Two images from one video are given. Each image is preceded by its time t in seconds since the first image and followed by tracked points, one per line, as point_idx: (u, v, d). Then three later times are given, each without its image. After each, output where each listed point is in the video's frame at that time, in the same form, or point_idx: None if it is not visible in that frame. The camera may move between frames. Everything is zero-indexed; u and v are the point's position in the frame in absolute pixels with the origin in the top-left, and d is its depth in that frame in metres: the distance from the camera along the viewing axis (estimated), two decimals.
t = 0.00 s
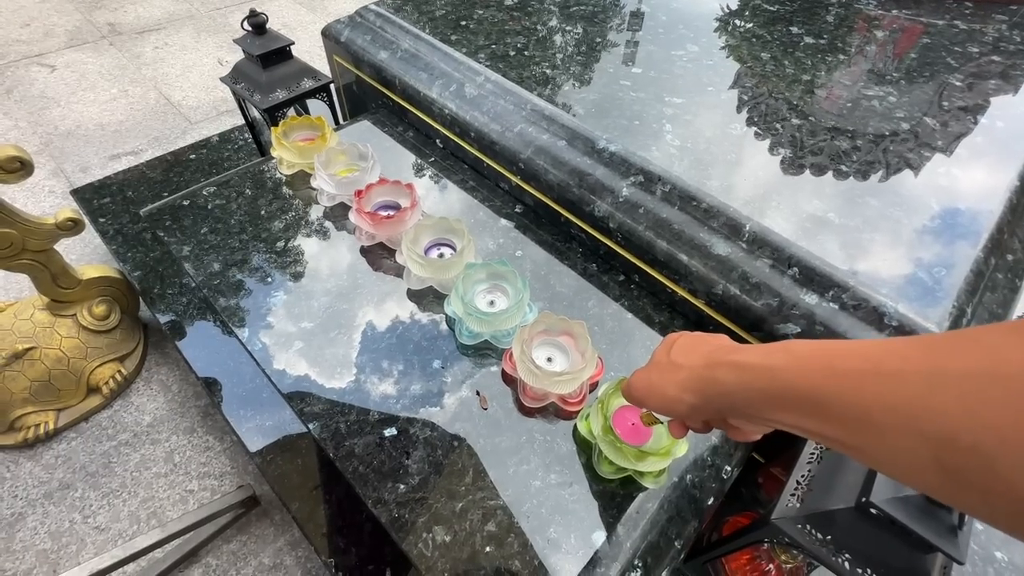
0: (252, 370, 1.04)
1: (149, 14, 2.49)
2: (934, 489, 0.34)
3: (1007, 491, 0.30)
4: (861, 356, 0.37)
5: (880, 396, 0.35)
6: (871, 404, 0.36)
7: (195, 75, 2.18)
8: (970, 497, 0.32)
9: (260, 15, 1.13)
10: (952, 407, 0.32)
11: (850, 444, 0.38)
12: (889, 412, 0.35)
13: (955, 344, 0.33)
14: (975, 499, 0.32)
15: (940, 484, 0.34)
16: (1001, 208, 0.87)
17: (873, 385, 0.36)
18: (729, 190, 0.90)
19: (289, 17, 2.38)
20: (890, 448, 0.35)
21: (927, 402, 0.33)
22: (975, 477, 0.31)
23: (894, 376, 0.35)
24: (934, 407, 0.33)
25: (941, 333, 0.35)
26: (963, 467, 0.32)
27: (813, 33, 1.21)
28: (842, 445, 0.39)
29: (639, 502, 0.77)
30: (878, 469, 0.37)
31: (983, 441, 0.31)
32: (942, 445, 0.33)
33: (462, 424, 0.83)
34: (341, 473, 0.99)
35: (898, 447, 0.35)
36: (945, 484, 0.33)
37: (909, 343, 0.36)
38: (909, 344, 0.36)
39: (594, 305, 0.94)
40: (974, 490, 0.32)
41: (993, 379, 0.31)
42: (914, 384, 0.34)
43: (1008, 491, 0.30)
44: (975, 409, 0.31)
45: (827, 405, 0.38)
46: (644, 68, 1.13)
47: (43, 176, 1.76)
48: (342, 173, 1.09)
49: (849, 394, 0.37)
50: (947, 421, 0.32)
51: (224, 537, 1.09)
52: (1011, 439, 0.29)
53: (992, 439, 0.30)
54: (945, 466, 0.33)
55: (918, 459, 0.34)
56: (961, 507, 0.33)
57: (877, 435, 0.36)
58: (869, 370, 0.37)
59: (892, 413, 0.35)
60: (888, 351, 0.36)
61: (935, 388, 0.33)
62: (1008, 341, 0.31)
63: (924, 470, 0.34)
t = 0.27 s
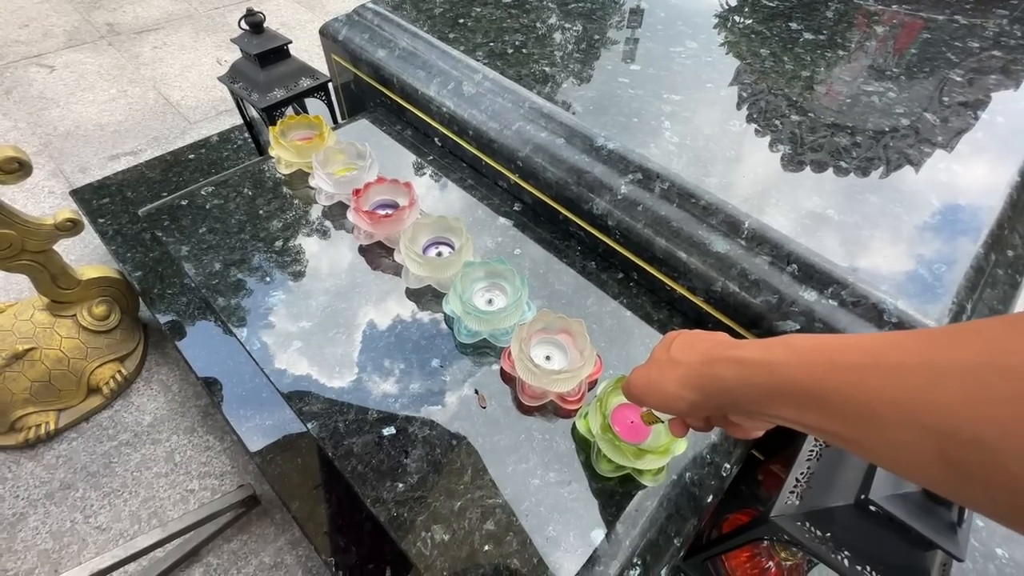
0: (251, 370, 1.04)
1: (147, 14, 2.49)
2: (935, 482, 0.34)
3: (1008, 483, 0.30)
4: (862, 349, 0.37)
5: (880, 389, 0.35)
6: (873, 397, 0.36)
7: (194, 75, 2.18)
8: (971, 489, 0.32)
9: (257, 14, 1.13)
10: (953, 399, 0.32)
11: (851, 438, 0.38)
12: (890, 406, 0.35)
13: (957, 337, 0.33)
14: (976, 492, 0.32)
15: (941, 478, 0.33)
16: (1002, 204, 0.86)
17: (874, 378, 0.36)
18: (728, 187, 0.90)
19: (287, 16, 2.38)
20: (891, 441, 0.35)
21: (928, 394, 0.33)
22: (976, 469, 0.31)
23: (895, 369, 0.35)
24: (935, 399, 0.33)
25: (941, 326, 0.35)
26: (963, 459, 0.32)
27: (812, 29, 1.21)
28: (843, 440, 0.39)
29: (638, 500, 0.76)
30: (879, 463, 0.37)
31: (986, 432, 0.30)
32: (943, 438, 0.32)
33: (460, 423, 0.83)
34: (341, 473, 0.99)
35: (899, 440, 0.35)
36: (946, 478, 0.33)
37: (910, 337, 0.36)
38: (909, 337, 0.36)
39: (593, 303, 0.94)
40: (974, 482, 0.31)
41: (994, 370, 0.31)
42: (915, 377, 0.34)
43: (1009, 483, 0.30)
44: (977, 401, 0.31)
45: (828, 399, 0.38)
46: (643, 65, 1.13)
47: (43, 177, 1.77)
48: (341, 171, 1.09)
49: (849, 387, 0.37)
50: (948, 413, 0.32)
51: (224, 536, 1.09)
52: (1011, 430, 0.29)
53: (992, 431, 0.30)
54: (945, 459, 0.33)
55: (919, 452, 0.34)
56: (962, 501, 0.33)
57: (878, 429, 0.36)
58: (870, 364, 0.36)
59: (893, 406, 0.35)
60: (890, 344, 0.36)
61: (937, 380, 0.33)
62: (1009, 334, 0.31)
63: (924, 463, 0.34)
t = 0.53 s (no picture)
0: (251, 370, 1.04)
1: (146, 14, 2.49)
2: (936, 478, 0.33)
3: (1009, 479, 0.30)
4: (863, 345, 0.37)
5: (881, 385, 0.35)
6: (874, 393, 0.36)
7: (193, 75, 2.18)
8: (973, 485, 0.32)
9: (255, 14, 1.13)
10: (954, 395, 0.32)
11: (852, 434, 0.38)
12: (891, 401, 0.35)
13: (958, 332, 0.33)
14: (977, 488, 0.31)
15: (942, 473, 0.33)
16: (1002, 201, 0.86)
17: (876, 374, 0.36)
18: (728, 186, 0.90)
19: (286, 16, 2.38)
20: (892, 437, 0.35)
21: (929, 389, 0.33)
22: (978, 465, 0.31)
23: (896, 365, 0.35)
24: (937, 395, 0.32)
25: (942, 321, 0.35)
26: (965, 455, 0.31)
27: (812, 26, 1.20)
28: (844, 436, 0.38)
29: (638, 499, 0.76)
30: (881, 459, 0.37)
31: (987, 428, 0.30)
32: (944, 433, 0.32)
33: (459, 423, 0.83)
34: (341, 473, 0.99)
35: (900, 436, 0.34)
36: (948, 473, 0.33)
37: (911, 332, 0.35)
38: (910, 332, 0.35)
39: (592, 302, 0.94)
40: (976, 478, 0.31)
41: (995, 366, 0.30)
42: (916, 373, 0.34)
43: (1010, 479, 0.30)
44: (978, 396, 0.31)
45: (829, 394, 0.38)
46: (642, 63, 1.13)
47: (42, 177, 1.77)
48: (340, 171, 1.09)
49: (851, 383, 0.37)
50: (948, 408, 0.32)
51: (224, 536, 1.09)
52: (1012, 426, 0.29)
53: (993, 427, 0.30)
54: (947, 454, 0.32)
55: (920, 448, 0.34)
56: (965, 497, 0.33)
57: (879, 424, 0.35)
58: (871, 359, 0.36)
59: (894, 401, 0.35)
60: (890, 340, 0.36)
61: (938, 376, 0.33)
62: (1010, 329, 0.31)
63: (926, 459, 0.34)
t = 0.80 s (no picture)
0: (251, 370, 1.04)
1: (145, 14, 2.49)
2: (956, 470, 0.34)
3: None
4: (881, 337, 0.37)
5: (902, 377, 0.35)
6: (895, 384, 0.36)
7: (192, 75, 2.18)
8: (998, 477, 0.32)
9: (253, 13, 1.13)
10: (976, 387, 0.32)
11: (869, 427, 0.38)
12: (911, 392, 0.35)
13: (979, 323, 0.33)
14: (1002, 480, 0.31)
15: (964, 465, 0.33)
16: (1003, 198, 0.86)
17: (894, 366, 0.36)
18: (728, 183, 0.89)
19: (285, 15, 2.37)
20: (914, 430, 0.35)
21: (950, 381, 0.33)
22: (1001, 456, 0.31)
23: (916, 356, 0.35)
24: (957, 387, 0.33)
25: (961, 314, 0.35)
26: (988, 446, 0.32)
27: (812, 23, 1.20)
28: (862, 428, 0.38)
29: (638, 497, 0.76)
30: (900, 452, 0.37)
31: (1014, 420, 0.30)
32: (966, 425, 0.32)
33: (460, 422, 0.83)
34: (342, 472, 0.99)
35: (920, 428, 0.34)
36: (968, 465, 0.33)
37: (930, 324, 0.35)
38: (928, 324, 0.36)
39: (592, 301, 0.94)
40: (1000, 470, 0.31)
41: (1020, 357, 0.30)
42: (936, 364, 0.34)
43: None
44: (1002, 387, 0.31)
45: (846, 387, 0.38)
46: (642, 61, 1.13)
47: (42, 178, 1.77)
48: (339, 170, 1.09)
49: (869, 375, 0.37)
50: (970, 400, 0.32)
51: (226, 536, 1.09)
52: None
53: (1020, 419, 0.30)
54: (968, 446, 0.32)
55: (939, 439, 0.34)
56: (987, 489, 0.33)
57: (900, 416, 0.35)
58: (891, 352, 0.36)
59: (914, 392, 0.35)
60: (909, 332, 0.36)
61: (958, 367, 0.33)
62: None
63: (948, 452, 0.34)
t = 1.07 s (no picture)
0: (251, 369, 1.04)
1: (144, 14, 2.49)
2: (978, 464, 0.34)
3: None
4: (904, 333, 0.38)
5: (926, 372, 0.36)
6: (918, 379, 0.36)
7: (192, 74, 2.18)
8: None
9: (253, 13, 1.13)
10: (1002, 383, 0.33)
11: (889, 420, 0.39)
12: (934, 387, 0.36)
13: (1005, 322, 0.34)
14: None
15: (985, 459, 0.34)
16: (1003, 196, 0.86)
17: (918, 361, 0.37)
18: (728, 182, 0.90)
19: (284, 15, 2.37)
20: (940, 425, 0.36)
21: (975, 377, 0.34)
22: None
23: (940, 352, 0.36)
24: (983, 383, 0.33)
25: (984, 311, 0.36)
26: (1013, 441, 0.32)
27: (811, 21, 1.20)
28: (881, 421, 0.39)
29: (639, 495, 0.76)
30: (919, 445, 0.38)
31: None
32: (991, 420, 0.33)
33: (460, 421, 0.83)
34: (342, 471, 0.99)
35: (943, 422, 0.35)
36: (990, 459, 0.34)
37: (953, 320, 0.36)
38: (951, 321, 0.36)
39: (591, 299, 0.94)
40: None
41: None
42: (965, 362, 0.34)
43: None
44: None
45: (869, 381, 0.39)
46: (641, 59, 1.13)
47: (41, 178, 1.77)
48: (339, 169, 1.09)
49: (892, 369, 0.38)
50: (996, 396, 0.33)
51: (227, 535, 1.09)
52: None
53: None
54: (991, 441, 0.33)
55: (962, 434, 0.35)
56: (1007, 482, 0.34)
57: (923, 410, 0.36)
58: (918, 349, 0.37)
59: (942, 388, 0.35)
60: (937, 328, 0.36)
61: (984, 363, 0.34)
62: None
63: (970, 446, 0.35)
